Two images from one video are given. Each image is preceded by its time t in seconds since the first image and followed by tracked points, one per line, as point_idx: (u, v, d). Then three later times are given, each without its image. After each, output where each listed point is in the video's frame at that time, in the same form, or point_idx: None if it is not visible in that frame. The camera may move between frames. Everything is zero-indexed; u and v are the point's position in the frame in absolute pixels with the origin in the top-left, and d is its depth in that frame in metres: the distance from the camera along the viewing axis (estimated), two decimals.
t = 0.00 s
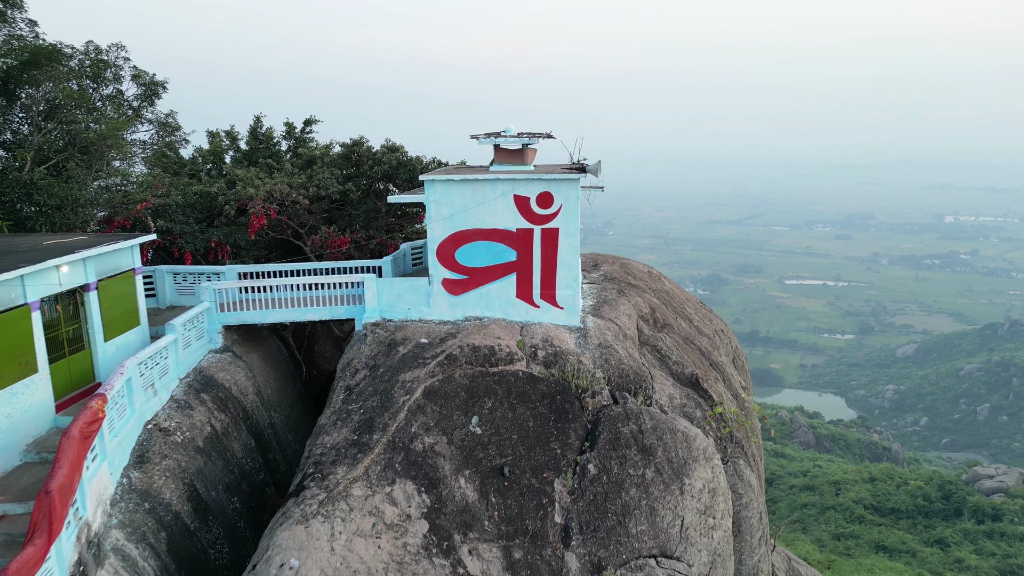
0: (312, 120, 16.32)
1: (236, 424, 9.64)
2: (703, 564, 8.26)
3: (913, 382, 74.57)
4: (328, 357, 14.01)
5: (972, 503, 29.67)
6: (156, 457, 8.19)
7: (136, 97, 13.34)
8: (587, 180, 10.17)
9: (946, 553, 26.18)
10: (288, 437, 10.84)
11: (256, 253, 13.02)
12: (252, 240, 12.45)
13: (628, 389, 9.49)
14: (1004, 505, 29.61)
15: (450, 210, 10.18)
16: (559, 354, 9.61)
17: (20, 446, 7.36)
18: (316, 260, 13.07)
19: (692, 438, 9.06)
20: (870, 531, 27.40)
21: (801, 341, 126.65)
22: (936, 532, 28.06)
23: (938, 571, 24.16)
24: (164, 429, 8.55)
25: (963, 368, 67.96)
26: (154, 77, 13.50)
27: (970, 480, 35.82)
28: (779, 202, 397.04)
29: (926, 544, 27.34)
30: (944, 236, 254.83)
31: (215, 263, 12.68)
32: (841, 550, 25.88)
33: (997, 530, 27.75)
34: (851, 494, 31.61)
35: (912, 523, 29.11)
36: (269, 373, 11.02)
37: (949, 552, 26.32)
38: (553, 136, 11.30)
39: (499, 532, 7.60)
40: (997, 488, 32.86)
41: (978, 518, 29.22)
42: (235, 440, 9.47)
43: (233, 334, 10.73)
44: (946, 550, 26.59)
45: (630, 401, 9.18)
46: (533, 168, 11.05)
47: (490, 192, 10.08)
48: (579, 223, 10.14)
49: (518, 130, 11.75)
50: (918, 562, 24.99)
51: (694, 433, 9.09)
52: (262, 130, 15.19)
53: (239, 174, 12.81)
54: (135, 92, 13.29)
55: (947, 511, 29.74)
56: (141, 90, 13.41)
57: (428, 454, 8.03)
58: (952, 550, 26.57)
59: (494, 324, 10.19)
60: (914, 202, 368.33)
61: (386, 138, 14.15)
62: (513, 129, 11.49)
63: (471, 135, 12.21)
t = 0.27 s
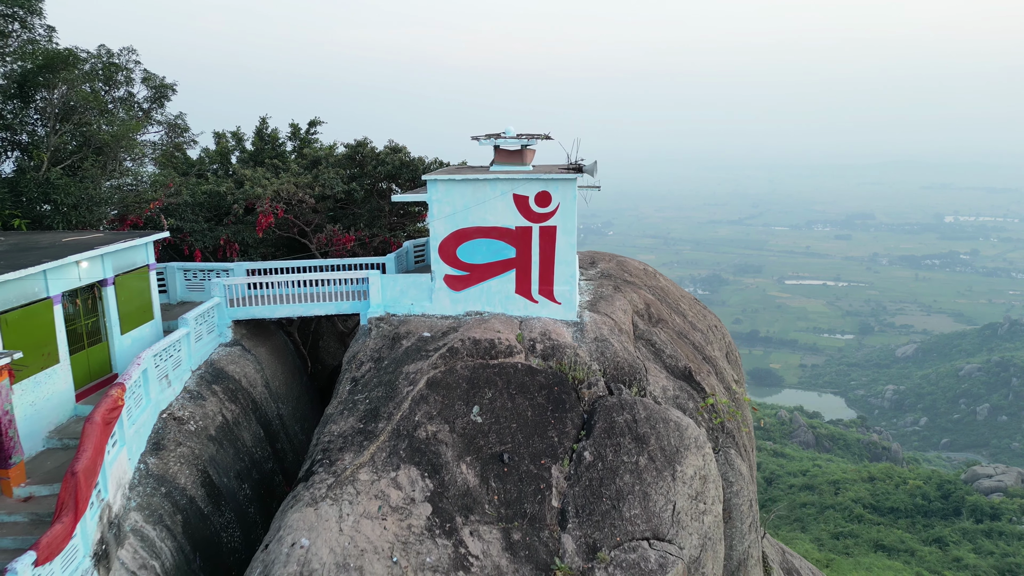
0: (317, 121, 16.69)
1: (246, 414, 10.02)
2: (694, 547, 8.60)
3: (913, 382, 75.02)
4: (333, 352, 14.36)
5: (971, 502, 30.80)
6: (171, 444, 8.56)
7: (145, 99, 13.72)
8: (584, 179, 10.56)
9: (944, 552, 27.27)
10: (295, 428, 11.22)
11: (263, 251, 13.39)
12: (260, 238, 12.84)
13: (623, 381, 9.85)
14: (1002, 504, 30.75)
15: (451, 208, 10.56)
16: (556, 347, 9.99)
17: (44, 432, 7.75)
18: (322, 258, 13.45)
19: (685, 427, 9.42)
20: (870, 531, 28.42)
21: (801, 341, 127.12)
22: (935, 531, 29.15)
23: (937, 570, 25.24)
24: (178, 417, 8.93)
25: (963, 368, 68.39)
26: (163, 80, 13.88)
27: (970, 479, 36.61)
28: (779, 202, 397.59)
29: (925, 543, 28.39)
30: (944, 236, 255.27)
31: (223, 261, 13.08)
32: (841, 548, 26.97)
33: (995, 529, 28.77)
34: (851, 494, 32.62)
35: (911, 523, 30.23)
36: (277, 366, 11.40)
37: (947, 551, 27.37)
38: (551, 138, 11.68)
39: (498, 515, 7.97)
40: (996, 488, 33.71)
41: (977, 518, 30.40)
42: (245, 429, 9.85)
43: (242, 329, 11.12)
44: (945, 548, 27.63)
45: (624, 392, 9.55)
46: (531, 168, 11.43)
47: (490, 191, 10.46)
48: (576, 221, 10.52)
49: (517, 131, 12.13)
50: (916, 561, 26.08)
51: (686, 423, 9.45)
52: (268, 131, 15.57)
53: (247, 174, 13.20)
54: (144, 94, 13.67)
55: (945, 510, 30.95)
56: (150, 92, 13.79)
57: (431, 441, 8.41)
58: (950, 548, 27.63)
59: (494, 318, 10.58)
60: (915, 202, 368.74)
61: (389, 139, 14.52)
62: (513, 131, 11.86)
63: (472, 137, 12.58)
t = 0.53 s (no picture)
0: (320, 122, 17.07)
1: (254, 405, 10.40)
2: (684, 532, 8.97)
3: (912, 382, 75.34)
4: (336, 348, 14.68)
5: (970, 502, 31.42)
6: (184, 432, 8.94)
7: (154, 101, 14.09)
8: (580, 180, 10.94)
9: (943, 550, 27.75)
10: (301, 420, 11.60)
11: (268, 249, 13.77)
12: (266, 236, 13.22)
13: (618, 373, 10.21)
14: (1000, 503, 31.41)
15: (452, 207, 10.94)
16: (553, 341, 10.37)
17: (64, 420, 8.13)
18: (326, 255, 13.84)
19: (677, 418, 9.78)
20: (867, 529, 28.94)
21: (800, 340, 127.48)
22: (933, 530, 29.66)
23: (936, 569, 25.76)
24: (191, 408, 9.31)
25: (963, 368, 68.77)
26: (171, 83, 14.24)
27: (969, 478, 36.98)
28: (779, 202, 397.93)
29: (923, 541, 28.89)
30: (944, 236, 255.69)
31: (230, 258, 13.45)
32: (841, 546, 27.39)
33: (994, 528, 29.31)
34: (850, 493, 33.18)
35: (909, 521, 30.74)
36: (283, 360, 11.78)
37: (945, 550, 27.88)
38: (549, 139, 12.04)
39: (497, 500, 8.34)
40: (995, 487, 34.18)
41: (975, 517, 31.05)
42: (254, 420, 10.24)
43: (250, 324, 11.50)
44: (943, 547, 28.14)
45: (619, 384, 9.93)
46: (530, 169, 11.80)
47: (489, 191, 10.85)
48: (573, 220, 10.90)
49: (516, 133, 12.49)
50: (915, 560, 26.52)
51: (678, 413, 9.81)
52: (273, 132, 15.94)
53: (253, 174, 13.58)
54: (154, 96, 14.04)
55: (944, 509, 31.54)
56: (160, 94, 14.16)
57: (433, 430, 8.78)
58: (948, 547, 28.14)
59: (493, 313, 10.96)
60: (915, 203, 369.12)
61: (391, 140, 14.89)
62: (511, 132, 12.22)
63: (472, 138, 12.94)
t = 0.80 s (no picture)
0: (324, 123, 17.43)
1: (261, 398, 10.78)
2: (675, 518, 9.33)
3: (911, 382, 75.69)
4: (340, 344, 15.00)
5: (968, 501, 31.84)
6: (195, 422, 9.31)
7: (163, 104, 14.44)
8: (577, 180, 11.31)
9: (941, 549, 28.10)
10: (306, 413, 11.96)
11: (274, 247, 14.13)
12: (272, 235, 13.59)
13: (613, 367, 10.57)
14: (1000, 502, 31.76)
15: (452, 207, 11.33)
16: (550, 335, 10.74)
17: (82, 409, 8.50)
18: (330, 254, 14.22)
19: (669, 409, 10.13)
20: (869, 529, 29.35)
21: (800, 340, 127.84)
22: (932, 529, 30.00)
23: (934, 568, 26.13)
24: (201, 399, 9.69)
25: (962, 368, 69.12)
26: (179, 86, 14.59)
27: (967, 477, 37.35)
28: (779, 203, 398.28)
29: (922, 539, 29.27)
30: (944, 236, 256.09)
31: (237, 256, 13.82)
32: (840, 545, 27.88)
33: (993, 527, 29.70)
34: (849, 492, 33.63)
35: (907, 520, 31.17)
36: (288, 354, 12.15)
37: (944, 548, 28.27)
38: (546, 140, 12.39)
39: (496, 487, 8.71)
40: (994, 486, 34.55)
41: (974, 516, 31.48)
42: (261, 412, 10.61)
43: (256, 319, 11.88)
44: (942, 546, 28.51)
45: (613, 376, 10.29)
46: (528, 169, 12.16)
47: (488, 191, 11.23)
48: (569, 218, 11.27)
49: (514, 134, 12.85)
50: (913, 558, 26.88)
51: (670, 405, 10.16)
52: (278, 133, 16.29)
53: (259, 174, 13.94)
54: (162, 99, 14.39)
55: (943, 509, 31.95)
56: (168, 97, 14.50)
57: (434, 420, 9.16)
58: (947, 546, 28.54)
59: (492, 309, 11.33)
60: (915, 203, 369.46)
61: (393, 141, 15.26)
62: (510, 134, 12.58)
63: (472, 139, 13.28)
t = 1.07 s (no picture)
0: (327, 126, 17.79)
1: (268, 392, 11.14)
2: (668, 507, 9.67)
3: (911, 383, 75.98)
4: (343, 342, 15.35)
5: (967, 500, 32.12)
6: (205, 415, 9.67)
7: (170, 107, 14.80)
8: (573, 181, 11.68)
9: (940, 548, 28.45)
10: (310, 408, 12.31)
11: (279, 247, 14.49)
12: (277, 234, 13.94)
13: (608, 362, 10.92)
14: (999, 502, 31.97)
15: (453, 207, 11.70)
16: (547, 332, 11.10)
17: (98, 402, 8.85)
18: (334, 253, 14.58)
19: (662, 402, 10.48)
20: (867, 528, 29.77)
21: (800, 340, 128.19)
22: (931, 528, 30.34)
23: (933, 566, 26.50)
24: (211, 393, 10.05)
25: (962, 368, 69.48)
26: (187, 89, 14.95)
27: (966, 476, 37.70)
28: (779, 203, 398.62)
29: (921, 539, 29.64)
30: (944, 236, 256.45)
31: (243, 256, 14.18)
32: (839, 545, 28.35)
33: (992, 526, 30.04)
34: (848, 491, 34.08)
35: (906, 520, 31.59)
36: (294, 351, 12.51)
37: (943, 547, 28.60)
38: (544, 142, 12.75)
39: (495, 476, 9.07)
40: (992, 485, 34.91)
41: (973, 515, 31.70)
42: (268, 406, 10.98)
43: (263, 317, 12.24)
44: (940, 545, 28.85)
45: (608, 371, 10.64)
46: (526, 171, 12.52)
47: (488, 192, 11.59)
48: (566, 218, 11.64)
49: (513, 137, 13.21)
50: (912, 557, 27.25)
51: (664, 398, 10.51)
52: (282, 136, 16.64)
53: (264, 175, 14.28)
54: (170, 102, 14.75)
55: (942, 508, 32.19)
56: (176, 100, 14.86)
57: (436, 413, 9.52)
58: (945, 545, 28.89)
59: (492, 306, 11.69)
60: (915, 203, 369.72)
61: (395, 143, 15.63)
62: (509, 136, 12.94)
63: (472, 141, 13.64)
